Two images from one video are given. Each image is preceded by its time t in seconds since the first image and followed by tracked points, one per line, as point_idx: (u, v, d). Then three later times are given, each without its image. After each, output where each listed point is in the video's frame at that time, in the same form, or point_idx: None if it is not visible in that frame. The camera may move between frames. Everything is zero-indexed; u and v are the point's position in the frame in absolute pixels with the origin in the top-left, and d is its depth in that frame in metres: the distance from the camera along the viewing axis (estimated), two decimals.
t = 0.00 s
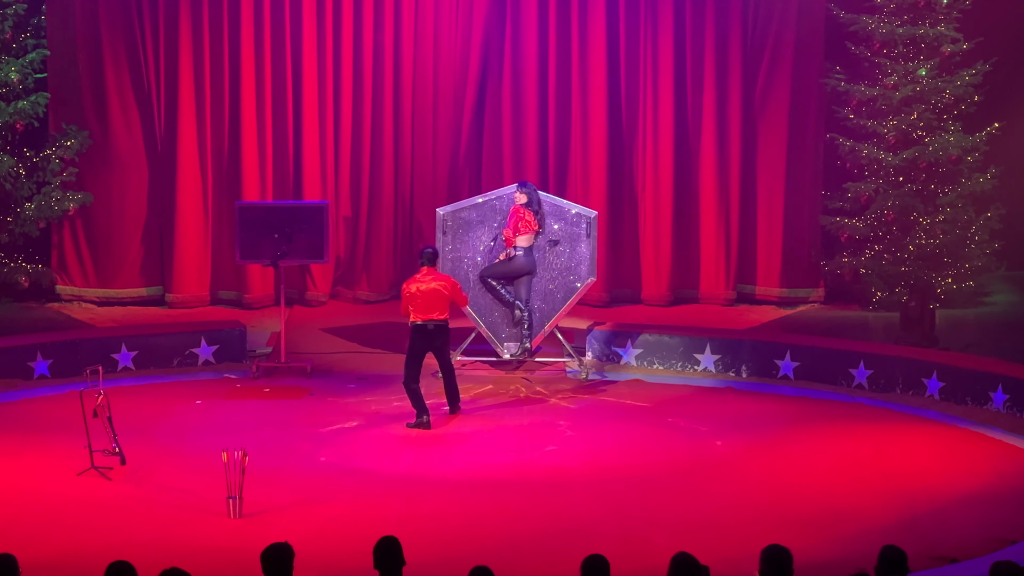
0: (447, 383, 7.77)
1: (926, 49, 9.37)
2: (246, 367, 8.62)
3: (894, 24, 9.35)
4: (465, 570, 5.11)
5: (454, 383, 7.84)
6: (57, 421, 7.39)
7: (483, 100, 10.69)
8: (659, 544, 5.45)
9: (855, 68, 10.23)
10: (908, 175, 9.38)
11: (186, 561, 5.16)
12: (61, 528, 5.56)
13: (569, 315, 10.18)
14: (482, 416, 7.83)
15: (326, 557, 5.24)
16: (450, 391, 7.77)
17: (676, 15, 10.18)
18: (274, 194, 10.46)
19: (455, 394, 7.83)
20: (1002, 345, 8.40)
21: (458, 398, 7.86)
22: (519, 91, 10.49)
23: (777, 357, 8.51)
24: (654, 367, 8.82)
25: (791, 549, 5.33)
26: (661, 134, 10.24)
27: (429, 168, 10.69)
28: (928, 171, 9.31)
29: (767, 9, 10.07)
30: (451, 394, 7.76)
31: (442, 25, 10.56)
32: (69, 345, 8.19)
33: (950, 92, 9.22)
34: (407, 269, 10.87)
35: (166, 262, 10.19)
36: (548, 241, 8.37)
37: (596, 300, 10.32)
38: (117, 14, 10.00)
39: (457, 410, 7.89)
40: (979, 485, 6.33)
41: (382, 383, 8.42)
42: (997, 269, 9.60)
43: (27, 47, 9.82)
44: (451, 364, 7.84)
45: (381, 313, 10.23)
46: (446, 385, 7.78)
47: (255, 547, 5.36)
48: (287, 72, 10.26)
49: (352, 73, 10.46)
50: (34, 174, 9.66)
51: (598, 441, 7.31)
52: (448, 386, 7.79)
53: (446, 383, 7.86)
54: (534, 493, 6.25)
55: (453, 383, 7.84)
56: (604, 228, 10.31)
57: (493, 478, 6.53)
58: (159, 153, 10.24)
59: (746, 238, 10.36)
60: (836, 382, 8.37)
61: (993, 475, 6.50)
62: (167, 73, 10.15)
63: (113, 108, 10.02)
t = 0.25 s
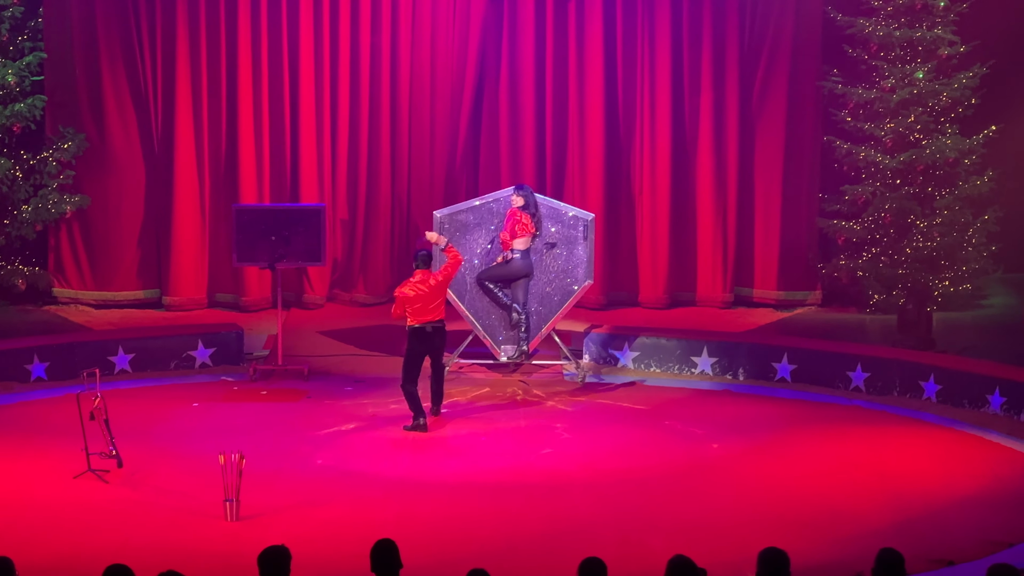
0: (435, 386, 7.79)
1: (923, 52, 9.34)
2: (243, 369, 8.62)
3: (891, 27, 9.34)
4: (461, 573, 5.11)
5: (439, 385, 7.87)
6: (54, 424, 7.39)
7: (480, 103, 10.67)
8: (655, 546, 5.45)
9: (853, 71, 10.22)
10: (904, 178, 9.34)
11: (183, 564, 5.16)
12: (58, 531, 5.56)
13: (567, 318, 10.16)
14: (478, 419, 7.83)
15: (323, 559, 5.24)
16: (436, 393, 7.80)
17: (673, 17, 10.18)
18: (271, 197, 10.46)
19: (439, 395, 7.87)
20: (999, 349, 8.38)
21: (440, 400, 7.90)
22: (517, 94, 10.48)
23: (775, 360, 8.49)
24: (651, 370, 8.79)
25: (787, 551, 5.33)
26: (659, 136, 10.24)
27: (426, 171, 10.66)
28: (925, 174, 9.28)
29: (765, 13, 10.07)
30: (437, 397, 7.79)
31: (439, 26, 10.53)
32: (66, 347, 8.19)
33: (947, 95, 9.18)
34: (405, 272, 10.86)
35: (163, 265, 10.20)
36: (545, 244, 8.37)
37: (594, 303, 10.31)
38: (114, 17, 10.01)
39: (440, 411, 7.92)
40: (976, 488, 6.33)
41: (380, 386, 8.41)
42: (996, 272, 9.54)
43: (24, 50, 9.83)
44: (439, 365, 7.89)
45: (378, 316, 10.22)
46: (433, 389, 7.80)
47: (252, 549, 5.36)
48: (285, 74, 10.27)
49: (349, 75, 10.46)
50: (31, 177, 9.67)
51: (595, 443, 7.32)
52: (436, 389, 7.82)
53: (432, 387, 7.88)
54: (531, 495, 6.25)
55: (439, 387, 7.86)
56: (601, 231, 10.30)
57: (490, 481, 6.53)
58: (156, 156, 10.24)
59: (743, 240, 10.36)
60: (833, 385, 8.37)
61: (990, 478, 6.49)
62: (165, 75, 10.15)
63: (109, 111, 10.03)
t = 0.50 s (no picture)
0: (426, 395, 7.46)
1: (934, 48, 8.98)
2: (227, 377, 8.22)
3: (901, 22, 9.01)
4: None
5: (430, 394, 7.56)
6: (32, 434, 7.07)
7: (476, 100, 10.42)
8: (662, 563, 5.13)
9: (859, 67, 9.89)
10: (915, 178, 8.97)
11: None
12: (31, 547, 5.24)
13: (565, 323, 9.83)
14: (473, 429, 7.52)
15: None
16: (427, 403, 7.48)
17: (675, 12, 9.87)
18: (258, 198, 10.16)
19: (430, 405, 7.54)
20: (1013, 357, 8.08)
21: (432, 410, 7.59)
22: (513, 91, 10.20)
23: (781, 367, 8.13)
24: (652, 378, 8.39)
25: (802, 568, 5.01)
26: (660, 135, 9.94)
27: (420, 169, 10.45)
28: (937, 174, 8.88)
29: (770, 10, 9.79)
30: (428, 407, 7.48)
31: (432, 24, 10.30)
32: (45, 355, 7.85)
33: (959, 92, 8.83)
34: (396, 275, 10.58)
35: (147, 270, 9.91)
36: (542, 247, 8.06)
37: (593, 309, 9.96)
38: (95, 12, 9.71)
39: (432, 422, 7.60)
40: (996, 500, 6.02)
41: (370, 394, 8.09)
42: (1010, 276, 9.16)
43: (2, 45, 9.53)
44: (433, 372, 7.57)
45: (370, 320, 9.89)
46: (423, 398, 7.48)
47: (237, 566, 5.04)
48: (272, 69, 9.97)
49: (339, 72, 10.16)
50: (9, 177, 9.36)
51: (594, 454, 7.00)
52: (426, 399, 7.49)
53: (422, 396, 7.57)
54: (529, 508, 5.94)
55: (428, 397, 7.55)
56: (600, 234, 10.00)
57: (486, 493, 6.22)
58: (139, 156, 9.94)
59: (748, 243, 10.06)
60: (840, 393, 8.04)
61: (1009, 490, 6.18)
62: (148, 72, 9.85)
63: (90, 108, 9.72)
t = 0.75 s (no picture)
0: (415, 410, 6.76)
1: (970, 30, 7.93)
2: (200, 390, 7.51)
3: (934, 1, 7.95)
4: None
5: (421, 408, 6.87)
6: None
7: (468, 88, 9.79)
8: None
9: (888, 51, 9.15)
10: (949, 172, 7.96)
11: None
12: None
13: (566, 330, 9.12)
14: (465, 445, 6.83)
15: None
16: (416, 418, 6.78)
17: None
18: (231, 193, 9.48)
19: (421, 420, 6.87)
20: None
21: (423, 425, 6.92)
22: (509, 77, 9.57)
23: (802, 379, 7.44)
24: (662, 390, 7.66)
25: None
26: (667, 124, 9.28)
27: (407, 161, 9.79)
28: (973, 168, 7.85)
29: None
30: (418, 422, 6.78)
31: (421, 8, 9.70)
32: None
33: (997, 78, 7.77)
34: (382, 278, 9.88)
35: (109, 273, 9.20)
36: (541, 247, 7.38)
37: (597, 314, 9.30)
38: None
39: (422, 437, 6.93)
40: None
41: (354, 407, 7.40)
42: None
43: None
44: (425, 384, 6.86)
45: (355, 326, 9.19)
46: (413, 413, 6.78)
47: None
48: (247, 54, 9.31)
49: (320, 57, 9.51)
50: None
51: (601, 473, 6.32)
52: (415, 412, 6.80)
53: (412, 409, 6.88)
54: (533, 531, 5.27)
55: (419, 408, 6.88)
56: (604, 232, 9.30)
57: (483, 514, 5.55)
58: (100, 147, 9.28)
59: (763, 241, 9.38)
60: (867, 406, 7.34)
61: None
62: (111, 59, 9.20)
63: (48, 94, 9.08)
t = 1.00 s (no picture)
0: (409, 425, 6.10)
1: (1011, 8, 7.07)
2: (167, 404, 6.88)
3: None
4: None
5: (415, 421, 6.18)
6: None
7: (460, 75, 8.98)
8: None
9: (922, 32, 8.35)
10: (987, 164, 7.13)
11: None
12: None
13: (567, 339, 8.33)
14: (456, 465, 6.16)
15: None
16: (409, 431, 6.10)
17: None
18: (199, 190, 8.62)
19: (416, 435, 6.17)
20: None
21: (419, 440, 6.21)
22: (506, 62, 8.79)
23: (826, 393, 6.75)
24: (672, 404, 6.99)
25: None
26: (680, 113, 8.46)
27: (392, 159, 8.90)
28: (1015, 160, 6.99)
29: None
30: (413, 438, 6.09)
31: None
32: None
33: None
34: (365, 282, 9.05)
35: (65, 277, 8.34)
36: (540, 247, 6.74)
37: (601, 321, 8.48)
38: None
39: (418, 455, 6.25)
40: None
41: (335, 423, 6.74)
42: None
43: None
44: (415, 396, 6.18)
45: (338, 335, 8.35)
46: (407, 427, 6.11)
47: None
48: (218, 34, 8.50)
49: (298, 40, 8.71)
50: None
51: (609, 496, 5.66)
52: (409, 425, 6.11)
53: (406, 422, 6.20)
54: (538, 561, 4.64)
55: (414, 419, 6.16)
56: (610, 232, 8.54)
57: (480, 540, 4.92)
58: (57, 139, 8.43)
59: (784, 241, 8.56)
60: (897, 422, 6.64)
61: None
62: (68, 44, 8.41)
63: None
